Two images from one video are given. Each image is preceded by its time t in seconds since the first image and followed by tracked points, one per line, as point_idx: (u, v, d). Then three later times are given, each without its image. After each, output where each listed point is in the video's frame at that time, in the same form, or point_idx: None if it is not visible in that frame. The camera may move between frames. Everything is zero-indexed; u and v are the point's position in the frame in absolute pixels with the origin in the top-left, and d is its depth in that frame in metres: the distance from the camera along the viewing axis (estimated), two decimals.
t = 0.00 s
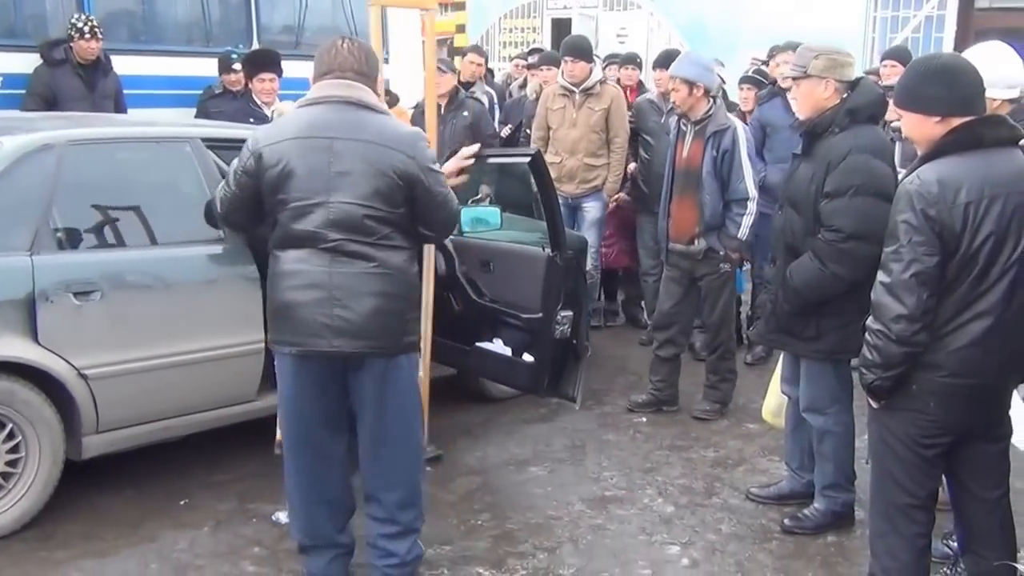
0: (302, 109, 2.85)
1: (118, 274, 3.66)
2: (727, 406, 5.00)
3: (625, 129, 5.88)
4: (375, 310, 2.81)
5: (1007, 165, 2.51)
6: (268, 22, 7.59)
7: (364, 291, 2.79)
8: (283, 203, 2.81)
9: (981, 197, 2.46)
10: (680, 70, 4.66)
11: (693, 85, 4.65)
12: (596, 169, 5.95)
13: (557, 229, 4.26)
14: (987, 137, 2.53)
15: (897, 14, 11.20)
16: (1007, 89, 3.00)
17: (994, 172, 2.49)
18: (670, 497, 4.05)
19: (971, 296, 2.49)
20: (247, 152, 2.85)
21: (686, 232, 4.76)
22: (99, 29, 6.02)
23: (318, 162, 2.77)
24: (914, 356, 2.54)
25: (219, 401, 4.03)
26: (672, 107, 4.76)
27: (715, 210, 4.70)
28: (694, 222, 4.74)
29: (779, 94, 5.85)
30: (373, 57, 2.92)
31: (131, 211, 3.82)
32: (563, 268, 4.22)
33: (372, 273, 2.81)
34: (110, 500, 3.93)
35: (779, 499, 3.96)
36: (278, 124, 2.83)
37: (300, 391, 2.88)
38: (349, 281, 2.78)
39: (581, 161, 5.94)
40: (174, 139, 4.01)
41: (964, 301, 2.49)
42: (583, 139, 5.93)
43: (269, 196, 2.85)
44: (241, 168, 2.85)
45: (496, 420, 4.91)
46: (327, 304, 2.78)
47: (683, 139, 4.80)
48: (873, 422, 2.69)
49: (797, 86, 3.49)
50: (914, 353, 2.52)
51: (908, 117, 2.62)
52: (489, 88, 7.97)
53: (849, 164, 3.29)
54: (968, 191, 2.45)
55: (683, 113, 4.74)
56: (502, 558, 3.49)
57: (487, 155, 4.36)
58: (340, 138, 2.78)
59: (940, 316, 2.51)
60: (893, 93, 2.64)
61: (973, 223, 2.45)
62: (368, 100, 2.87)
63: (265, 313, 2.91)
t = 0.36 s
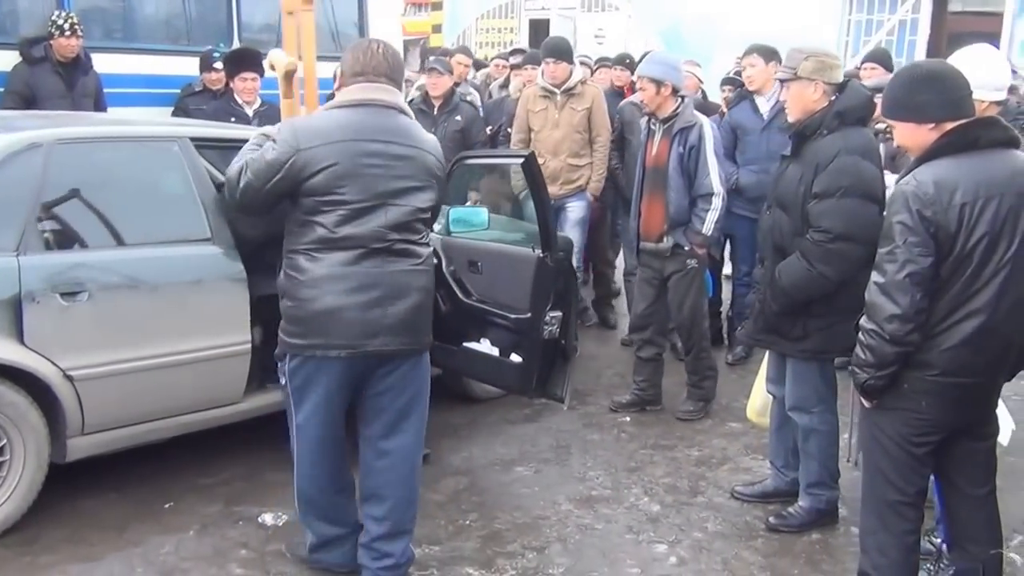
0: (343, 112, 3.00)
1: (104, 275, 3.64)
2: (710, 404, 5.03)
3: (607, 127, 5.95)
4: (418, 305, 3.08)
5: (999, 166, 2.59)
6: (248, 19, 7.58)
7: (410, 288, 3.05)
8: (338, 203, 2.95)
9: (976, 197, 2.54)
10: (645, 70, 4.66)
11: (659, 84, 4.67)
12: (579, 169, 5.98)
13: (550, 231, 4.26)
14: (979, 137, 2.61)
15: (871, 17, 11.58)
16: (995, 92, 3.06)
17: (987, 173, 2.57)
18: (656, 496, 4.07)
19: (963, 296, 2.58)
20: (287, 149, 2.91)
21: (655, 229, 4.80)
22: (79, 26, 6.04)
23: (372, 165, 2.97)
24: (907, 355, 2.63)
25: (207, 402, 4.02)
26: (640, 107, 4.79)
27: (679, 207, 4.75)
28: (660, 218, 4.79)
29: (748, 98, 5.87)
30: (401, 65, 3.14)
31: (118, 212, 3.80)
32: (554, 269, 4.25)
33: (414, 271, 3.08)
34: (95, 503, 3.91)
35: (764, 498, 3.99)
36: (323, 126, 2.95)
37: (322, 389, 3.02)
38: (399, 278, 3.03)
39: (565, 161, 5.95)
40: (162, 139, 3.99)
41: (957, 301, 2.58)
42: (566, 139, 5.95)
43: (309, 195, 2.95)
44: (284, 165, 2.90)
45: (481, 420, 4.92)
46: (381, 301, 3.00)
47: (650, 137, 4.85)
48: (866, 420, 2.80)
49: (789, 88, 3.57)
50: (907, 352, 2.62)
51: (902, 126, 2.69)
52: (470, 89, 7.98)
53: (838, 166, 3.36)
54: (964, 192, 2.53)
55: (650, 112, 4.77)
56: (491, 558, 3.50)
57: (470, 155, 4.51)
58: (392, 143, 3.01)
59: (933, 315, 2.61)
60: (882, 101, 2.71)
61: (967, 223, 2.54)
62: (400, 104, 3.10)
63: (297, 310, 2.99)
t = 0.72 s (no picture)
0: (340, 115, 3.06)
1: (91, 277, 3.62)
2: (700, 412, 4.98)
3: (594, 129, 5.95)
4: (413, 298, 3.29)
5: (994, 171, 2.78)
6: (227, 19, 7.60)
7: (409, 283, 3.25)
8: (350, 207, 3.05)
9: (972, 201, 2.72)
10: (645, 72, 4.71)
11: (658, 87, 4.72)
12: (566, 171, 5.97)
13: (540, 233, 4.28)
14: (975, 142, 2.80)
15: (838, 21, 12.56)
16: (978, 95, 3.12)
17: (982, 178, 2.75)
18: (641, 495, 4.11)
19: (956, 298, 2.77)
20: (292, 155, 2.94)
21: (647, 231, 4.84)
22: (60, 27, 6.06)
23: (374, 169, 3.09)
24: (902, 357, 2.82)
25: (193, 404, 4.01)
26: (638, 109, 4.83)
27: (670, 210, 4.80)
28: (652, 221, 4.83)
29: (739, 101, 5.93)
30: (386, 65, 3.20)
31: (104, 213, 3.78)
32: (545, 270, 4.28)
33: (409, 266, 3.27)
34: (79, 506, 3.89)
35: (748, 496, 4.03)
36: (325, 130, 3.00)
37: (327, 388, 3.13)
38: (401, 275, 3.22)
39: (551, 164, 5.93)
40: (151, 139, 3.98)
41: (952, 301, 2.77)
42: (553, 141, 5.93)
43: (314, 198, 3.01)
44: (291, 171, 2.94)
45: (465, 420, 4.93)
46: (388, 299, 3.17)
47: (649, 140, 4.92)
48: (859, 421, 2.99)
49: (780, 91, 3.62)
50: (903, 354, 2.81)
51: (896, 130, 2.88)
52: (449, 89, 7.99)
53: (827, 168, 3.42)
54: (960, 196, 2.72)
55: (647, 116, 4.82)
56: (480, 558, 3.52)
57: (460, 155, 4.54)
58: (388, 146, 3.13)
59: (927, 318, 2.80)
60: (876, 108, 2.91)
61: (964, 226, 2.72)
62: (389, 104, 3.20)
63: (306, 312, 3.06)
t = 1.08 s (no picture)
0: (348, 115, 3.10)
1: (80, 278, 3.60)
2: (688, 413, 5.00)
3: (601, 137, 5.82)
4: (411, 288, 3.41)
5: (983, 173, 2.80)
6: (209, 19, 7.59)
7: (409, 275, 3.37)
8: (362, 205, 3.13)
9: (962, 203, 2.75)
10: (656, 75, 4.74)
11: (669, 90, 4.75)
12: (572, 177, 5.84)
13: (526, 230, 4.32)
14: (964, 146, 2.83)
15: (817, 24, 12.52)
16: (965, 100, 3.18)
17: (972, 181, 2.78)
18: (631, 494, 4.12)
19: (946, 299, 2.79)
20: (311, 155, 2.98)
21: (655, 234, 4.88)
22: (45, 27, 6.05)
23: (383, 166, 3.17)
24: (893, 357, 2.85)
25: (181, 406, 3.99)
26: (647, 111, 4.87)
27: (676, 214, 4.83)
28: (659, 225, 4.87)
29: (746, 101, 5.96)
30: (379, 65, 3.23)
31: (92, 214, 3.76)
32: (531, 270, 4.32)
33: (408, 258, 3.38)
34: (66, 510, 3.86)
35: (736, 495, 4.05)
36: (339, 131, 3.05)
37: (344, 386, 3.20)
38: (404, 268, 3.32)
39: (557, 169, 5.82)
40: (138, 139, 3.96)
41: (941, 302, 2.80)
42: (559, 146, 5.83)
43: (329, 196, 3.06)
44: (311, 171, 2.98)
45: (453, 420, 4.92)
46: (396, 292, 3.28)
47: (656, 142, 4.95)
48: (850, 420, 3.01)
49: (767, 94, 3.63)
50: (893, 354, 2.83)
51: (886, 131, 2.90)
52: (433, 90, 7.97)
53: (816, 169, 3.44)
54: (950, 198, 2.74)
55: (656, 118, 4.86)
56: (471, 559, 3.52)
57: (455, 156, 4.49)
58: (392, 143, 3.21)
59: (918, 319, 2.82)
60: (871, 109, 2.93)
61: (954, 228, 2.75)
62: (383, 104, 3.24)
63: (323, 307, 3.12)
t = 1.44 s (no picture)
0: (379, 113, 3.25)
1: (71, 278, 3.58)
2: (681, 412, 5.00)
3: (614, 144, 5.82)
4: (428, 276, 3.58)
5: (975, 176, 2.81)
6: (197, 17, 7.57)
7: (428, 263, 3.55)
8: (394, 197, 3.29)
9: (955, 205, 2.76)
10: (647, 75, 4.77)
11: (658, 91, 4.77)
12: (583, 181, 5.83)
13: (519, 229, 4.25)
14: (956, 150, 2.84)
15: (804, 26, 12.51)
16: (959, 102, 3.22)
17: (965, 183, 2.79)
18: (626, 494, 4.12)
19: (940, 300, 2.80)
20: (354, 151, 3.13)
21: (645, 233, 4.93)
22: (34, 25, 6.04)
23: (410, 161, 3.34)
24: (887, 357, 2.85)
25: (173, 406, 3.97)
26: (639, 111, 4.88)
27: (666, 213, 4.85)
28: (650, 224, 4.91)
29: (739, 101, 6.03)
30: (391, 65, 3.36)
31: (84, 215, 3.74)
32: (524, 271, 4.27)
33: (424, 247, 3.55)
34: (59, 512, 3.84)
35: (731, 494, 4.05)
36: (376, 128, 3.21)
37: (377, 370, 3.33)
38: (426, 256, 3.50)
39: (569, 171, 5.80)
40: (129, 139, 3.94)
41: (936, 302, 2.81)
42: (573, 149, 5.79)
43: (367, 190, 3.21)
44: (356, 166, 3.13)
45: (447, 421, 4.92)
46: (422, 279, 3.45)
47: (649, 142, 4.98)
48: (845, 420, 3.01)
49: (757, 97, 3.64)
50: (887, 354, 2.84)
51: (880, 132, 2.91)
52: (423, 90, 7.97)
53: (809, 170, 3.45)
54: (944, 200, 2.76)
55: (648, 118, 4.87)
56: (468, 559, 3.52)
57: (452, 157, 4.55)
58: (415, 139, 3.38)
59: (911, 319, 2.83)
60: (866, 109, 2.93)
61: (947, 229, 2.76)
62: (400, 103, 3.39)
63: (363, 295, 3.25)
